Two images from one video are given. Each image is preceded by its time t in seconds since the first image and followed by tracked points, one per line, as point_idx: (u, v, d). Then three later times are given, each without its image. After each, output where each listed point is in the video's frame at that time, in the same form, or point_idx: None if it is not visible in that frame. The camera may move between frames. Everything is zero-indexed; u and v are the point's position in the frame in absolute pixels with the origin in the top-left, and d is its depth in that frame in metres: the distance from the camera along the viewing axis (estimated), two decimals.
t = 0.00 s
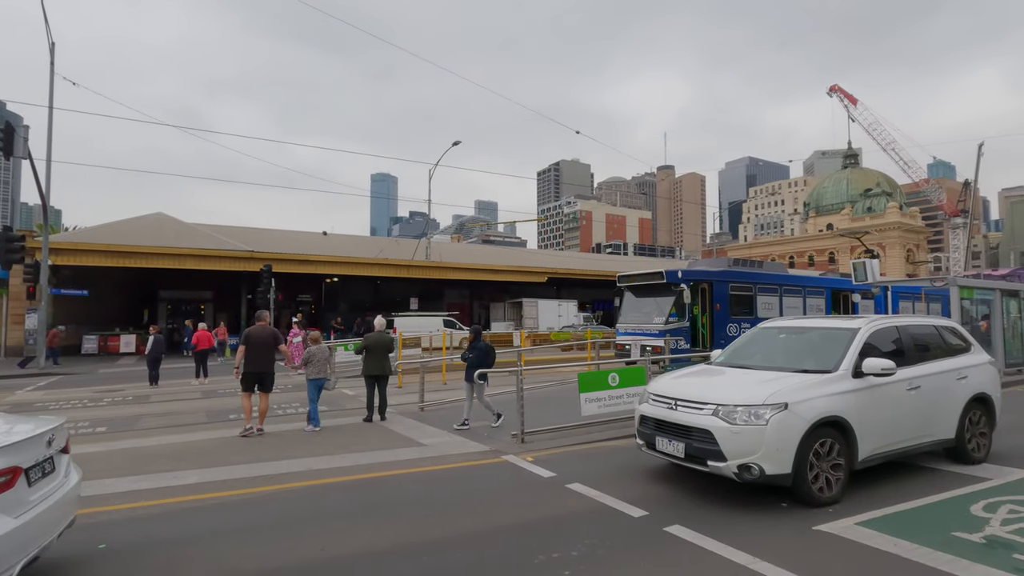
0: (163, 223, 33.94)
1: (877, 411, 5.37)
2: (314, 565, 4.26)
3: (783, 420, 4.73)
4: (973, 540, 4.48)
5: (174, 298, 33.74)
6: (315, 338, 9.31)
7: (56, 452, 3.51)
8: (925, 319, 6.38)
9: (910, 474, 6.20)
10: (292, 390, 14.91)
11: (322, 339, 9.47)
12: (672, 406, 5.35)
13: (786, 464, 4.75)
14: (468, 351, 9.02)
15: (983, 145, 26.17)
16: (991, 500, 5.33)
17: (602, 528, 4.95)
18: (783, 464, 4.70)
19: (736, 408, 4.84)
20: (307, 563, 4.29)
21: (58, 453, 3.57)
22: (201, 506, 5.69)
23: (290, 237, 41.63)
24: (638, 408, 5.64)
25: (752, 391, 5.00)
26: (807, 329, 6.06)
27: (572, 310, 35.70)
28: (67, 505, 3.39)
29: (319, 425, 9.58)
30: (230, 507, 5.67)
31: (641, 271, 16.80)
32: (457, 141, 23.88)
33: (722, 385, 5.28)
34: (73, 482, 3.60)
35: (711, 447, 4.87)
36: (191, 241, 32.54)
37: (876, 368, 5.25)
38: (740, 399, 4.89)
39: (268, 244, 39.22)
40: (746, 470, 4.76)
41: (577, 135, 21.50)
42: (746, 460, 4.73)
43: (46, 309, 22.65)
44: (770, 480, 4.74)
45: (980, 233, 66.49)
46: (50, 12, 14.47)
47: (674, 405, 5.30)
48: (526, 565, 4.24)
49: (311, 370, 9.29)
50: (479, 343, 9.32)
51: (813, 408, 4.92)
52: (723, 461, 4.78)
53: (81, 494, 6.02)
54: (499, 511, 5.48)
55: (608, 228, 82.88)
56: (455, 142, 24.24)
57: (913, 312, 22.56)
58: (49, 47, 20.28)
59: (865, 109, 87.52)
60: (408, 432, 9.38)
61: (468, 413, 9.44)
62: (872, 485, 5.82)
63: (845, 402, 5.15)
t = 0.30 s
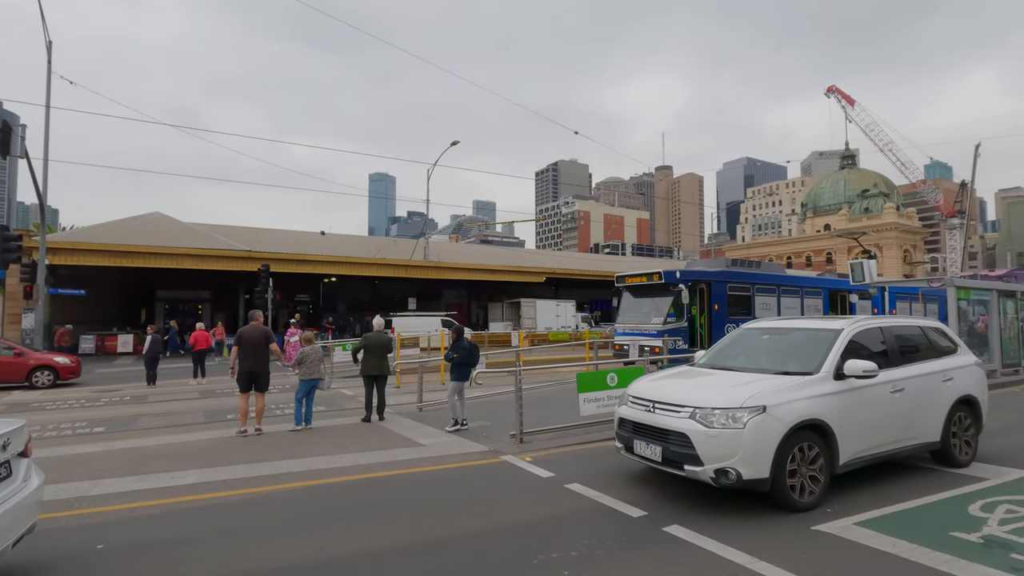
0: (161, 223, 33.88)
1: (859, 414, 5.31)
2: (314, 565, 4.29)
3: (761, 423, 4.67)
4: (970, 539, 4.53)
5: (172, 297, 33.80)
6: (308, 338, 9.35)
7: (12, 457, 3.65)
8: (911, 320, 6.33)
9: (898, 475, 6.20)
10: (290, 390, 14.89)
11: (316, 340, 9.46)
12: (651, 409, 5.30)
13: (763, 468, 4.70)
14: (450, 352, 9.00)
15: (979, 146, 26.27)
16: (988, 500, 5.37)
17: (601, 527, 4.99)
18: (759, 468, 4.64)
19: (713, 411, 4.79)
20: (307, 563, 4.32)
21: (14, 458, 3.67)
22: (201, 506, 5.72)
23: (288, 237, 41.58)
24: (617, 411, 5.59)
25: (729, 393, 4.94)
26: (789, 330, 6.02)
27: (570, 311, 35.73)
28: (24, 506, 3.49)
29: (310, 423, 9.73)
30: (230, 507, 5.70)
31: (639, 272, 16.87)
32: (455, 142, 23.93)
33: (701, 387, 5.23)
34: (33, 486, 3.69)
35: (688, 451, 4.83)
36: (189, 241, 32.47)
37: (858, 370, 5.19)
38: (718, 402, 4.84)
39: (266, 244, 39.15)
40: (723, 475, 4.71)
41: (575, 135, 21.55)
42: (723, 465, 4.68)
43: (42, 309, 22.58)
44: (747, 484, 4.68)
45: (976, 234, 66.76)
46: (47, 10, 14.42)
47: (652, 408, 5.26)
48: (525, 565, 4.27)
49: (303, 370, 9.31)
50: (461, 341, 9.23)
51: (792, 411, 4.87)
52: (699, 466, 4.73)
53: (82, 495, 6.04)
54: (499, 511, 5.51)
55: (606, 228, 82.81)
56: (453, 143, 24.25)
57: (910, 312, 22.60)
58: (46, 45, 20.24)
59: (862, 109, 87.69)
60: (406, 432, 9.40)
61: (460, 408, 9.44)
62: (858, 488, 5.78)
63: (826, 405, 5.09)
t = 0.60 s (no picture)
0: (159, 223, 33.83)
1: (847, 416, 5.22)
2: (315, 565, 4.27)
3: (745, 426, 4.59)
4: (970, 539, 4.52)
5: (170, 296, 33.65)
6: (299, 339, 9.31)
7: None
8: (901, 320, 6.25)
9: (891, 477, 6.11)
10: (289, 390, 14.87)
11: (309, 340, 9.41)
12: (635, 410, 5.22)
13: (748, 471, 4.62)
14: (433, 352, 8.92)
15: (977, 147, 26.38)
16: (988, 500, 5.37)
17: (600, 527, 4.97)
18: (745, 471, 4.56)
19: (697, 413, 4.71)
20: (307, 563, 4.30)
21: None
22: (201, 505, 5.71)
23: (287, 237, 41.53)
24: (602, 412, 5.51)
25: (714, 395, 4.86)
26: (777, 330, 5.94)
27: (569, 310, 35.72)
28: None
29: (307, 423, 9.70)
30: (229, 506, 5.68)
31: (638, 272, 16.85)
32: (455, 142, 23.96)
33: (686, 388, 5.14)
34: None
35: (672, 454, 4.75)
36: (188, 240, 32.39)
37: (846, 371, 5.10)
38: (702, 404, 4.76)
39: (264, 243, 39.08)
40: (706, 478, 4.63)
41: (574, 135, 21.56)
42: (706, 468, 4.59)
43: (40, 308, 22.51)
44: (732, 487, 4.60)
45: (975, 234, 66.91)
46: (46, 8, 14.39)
47: (636, 409, 5.18)
48: (525, 565, 4.25)
49: (296, 369, 9.27)
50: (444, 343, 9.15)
51: (778, 412, 4.79)
52: (682, 469, 4.65)
53: (81, 495, 6.01)
54: (499, 511, 5.49)
55: (605, 228, 82.85)
56: (452, 143, 24.27)
57: (909, 312, 22.63)
58: (45, 44, 20.20)
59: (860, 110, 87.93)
60: (405, 432, 9.36)
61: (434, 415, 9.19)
62: (849, 490, 5.71)
63: (812, 406, 5.01)
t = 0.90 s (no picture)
0: (158, 222, 33.76)
1: (836, 418, 5.10)
2: (315, 565, 4.25)
3: (731, 427, 4.47)
4: (970, 539, 4.51)
5: (168, 296, 33.40)
6: (292, 338, 9.28)
7: None
8: (892, 320, 6.13)
9: (883, 480, 6.00)
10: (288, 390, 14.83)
11: (302, 339, 9.36)
12: (620, 411, 5.10)
13: (734, 473, 4.51)
14: (416, 351, 8.92)
15: (975, 147, 26.39)
16: (988, 500, 5.35)
17: (602, 528, 4.93)
18: (730, 473, 4.44)
19: (683, 414, 4.59)
20: (306, 563, 4.27)
21: None
22: (200, 505, 5.68)
23: (286, 236, 41.48)
24: (587, 413, 5.39)
25: (700, 395, 4.74)
26: (766, 330, 5.85)
27: (568, 310, 35.72)
28: None
29: (304, 423, 9.65)
30: (229, 506, 5.66)
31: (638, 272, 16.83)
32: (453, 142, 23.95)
33: (672, 388, 5.03)
34: None
35: (657, 455, 4.63)
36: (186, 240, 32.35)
37: (835, 372, 4.99)
38: (687, 405, 4.65)
39: (263, 243, 39.02)
40: (692, 480, 4.51)
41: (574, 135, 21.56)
42: (692, 470, 4.48)
43: (38, 307, 22.45)
44: (717, 491, 4.48)
45: (973, 234, 66.94)
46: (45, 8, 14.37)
47: (622, 410, 5.06)
48: (525, 565, 4.22)
49: (290, 369, 9.24)
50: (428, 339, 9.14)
51: (765, 414, 4.68)
52: (667, 471, 4.54)
53: (80, 494, 5.99)
54: (498, 511, 5.46)
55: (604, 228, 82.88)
56: (450, 142, 24.25)
57: (908, 312, 22.62)
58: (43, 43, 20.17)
59: (859, 110, 87.93)
60: (405, 432, 9.32)
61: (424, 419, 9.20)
62: (840, 493, 5.59)
63: (800, 408, 4.89)
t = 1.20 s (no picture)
0: (157, 221, 33.72)
1: (825, 419, 5.03)
2: (315, 565, 4.23)
3: (716, 429, 4.42)
4: (970, 538, 4.50)
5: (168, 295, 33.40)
6: (291, 338, 9.24)
7: None
8: (884, 320, 6.06)
9: (876, 481, 5.92)
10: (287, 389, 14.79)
11: (301, 339, 9.32)
12: (607, 411, 5.05)
13: (720, 475, 4.45)
14: (401, 353, 8.84)
15: (974, 147, 26.40)
16: (988, 498, 5.35)
17: (602, 528, 4.90)
18: (716, 475, 4.39)
19: (669, 415, 4.53)
20: (306, 563, 4.25)
21: None
22: (201, 505, 5.66)
23: (285, 236, 41.44)
24: (575, 413, 5.35)
25: (686, 396, 4.69)
26: (757, 329, 5.79)
27: (567, 309, 35.71)
28: None
29: (302, 422, 9.62)
30: (230, 505, 5.64)
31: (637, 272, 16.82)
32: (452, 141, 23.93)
33: (661, 389, 4.97)
34: None
35: (642, 456, 4.59)
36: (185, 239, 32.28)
37: (823, 371, 4.92)
38: (672, 405, 4.60)
39: (262, 242, 38.97)
40: (677, 482, 4.47)
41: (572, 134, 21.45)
42: (677, 472, 4.43)
43: (37, 307, 22.36)
44: (703, 493, 4.43)
45: (972, 234, 67.05)
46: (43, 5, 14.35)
47: (609, 410, 5.02)
48: (526, 564, 4.20)
49: (288, 369, 9.21)
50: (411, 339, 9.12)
51: (752, 415, 4.62)
52: (653, 472, 4.50)
53: (80, 494, 5.96)
54: (499, 511, 5.43)
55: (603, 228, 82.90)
56: (450, 141, 24.20)
57: (907, 312, 22.62)
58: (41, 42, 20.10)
59: (858, 110, 88.02)
60: (405, 431, 9.28)
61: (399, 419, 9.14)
62: (832, 495, 5.52)
63: (789, 409, 4.82)
